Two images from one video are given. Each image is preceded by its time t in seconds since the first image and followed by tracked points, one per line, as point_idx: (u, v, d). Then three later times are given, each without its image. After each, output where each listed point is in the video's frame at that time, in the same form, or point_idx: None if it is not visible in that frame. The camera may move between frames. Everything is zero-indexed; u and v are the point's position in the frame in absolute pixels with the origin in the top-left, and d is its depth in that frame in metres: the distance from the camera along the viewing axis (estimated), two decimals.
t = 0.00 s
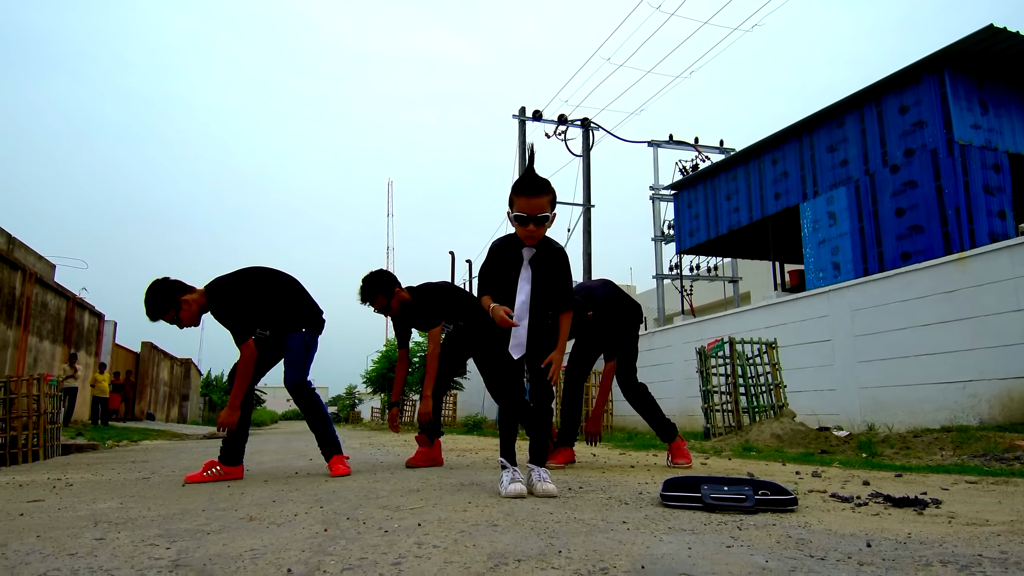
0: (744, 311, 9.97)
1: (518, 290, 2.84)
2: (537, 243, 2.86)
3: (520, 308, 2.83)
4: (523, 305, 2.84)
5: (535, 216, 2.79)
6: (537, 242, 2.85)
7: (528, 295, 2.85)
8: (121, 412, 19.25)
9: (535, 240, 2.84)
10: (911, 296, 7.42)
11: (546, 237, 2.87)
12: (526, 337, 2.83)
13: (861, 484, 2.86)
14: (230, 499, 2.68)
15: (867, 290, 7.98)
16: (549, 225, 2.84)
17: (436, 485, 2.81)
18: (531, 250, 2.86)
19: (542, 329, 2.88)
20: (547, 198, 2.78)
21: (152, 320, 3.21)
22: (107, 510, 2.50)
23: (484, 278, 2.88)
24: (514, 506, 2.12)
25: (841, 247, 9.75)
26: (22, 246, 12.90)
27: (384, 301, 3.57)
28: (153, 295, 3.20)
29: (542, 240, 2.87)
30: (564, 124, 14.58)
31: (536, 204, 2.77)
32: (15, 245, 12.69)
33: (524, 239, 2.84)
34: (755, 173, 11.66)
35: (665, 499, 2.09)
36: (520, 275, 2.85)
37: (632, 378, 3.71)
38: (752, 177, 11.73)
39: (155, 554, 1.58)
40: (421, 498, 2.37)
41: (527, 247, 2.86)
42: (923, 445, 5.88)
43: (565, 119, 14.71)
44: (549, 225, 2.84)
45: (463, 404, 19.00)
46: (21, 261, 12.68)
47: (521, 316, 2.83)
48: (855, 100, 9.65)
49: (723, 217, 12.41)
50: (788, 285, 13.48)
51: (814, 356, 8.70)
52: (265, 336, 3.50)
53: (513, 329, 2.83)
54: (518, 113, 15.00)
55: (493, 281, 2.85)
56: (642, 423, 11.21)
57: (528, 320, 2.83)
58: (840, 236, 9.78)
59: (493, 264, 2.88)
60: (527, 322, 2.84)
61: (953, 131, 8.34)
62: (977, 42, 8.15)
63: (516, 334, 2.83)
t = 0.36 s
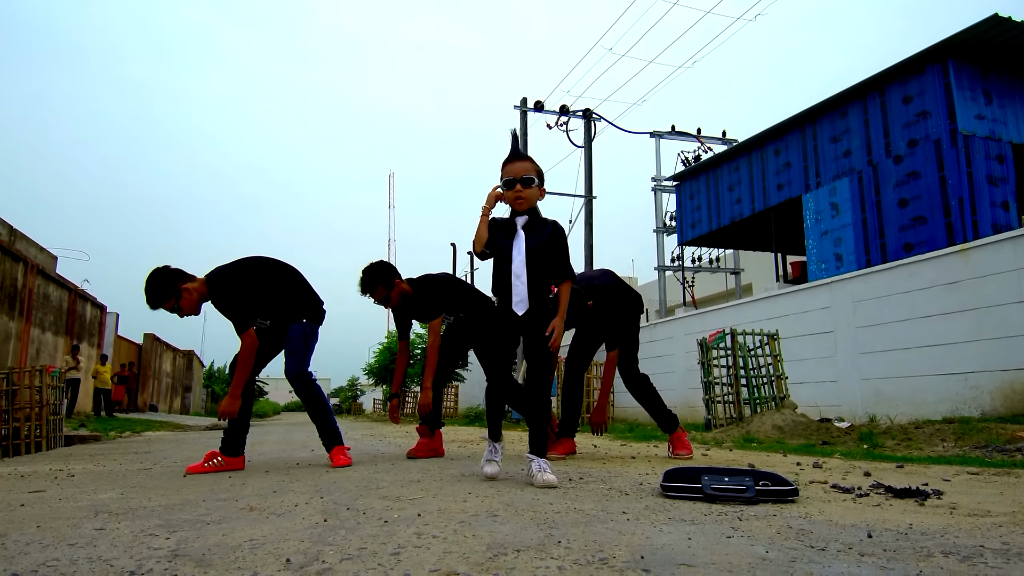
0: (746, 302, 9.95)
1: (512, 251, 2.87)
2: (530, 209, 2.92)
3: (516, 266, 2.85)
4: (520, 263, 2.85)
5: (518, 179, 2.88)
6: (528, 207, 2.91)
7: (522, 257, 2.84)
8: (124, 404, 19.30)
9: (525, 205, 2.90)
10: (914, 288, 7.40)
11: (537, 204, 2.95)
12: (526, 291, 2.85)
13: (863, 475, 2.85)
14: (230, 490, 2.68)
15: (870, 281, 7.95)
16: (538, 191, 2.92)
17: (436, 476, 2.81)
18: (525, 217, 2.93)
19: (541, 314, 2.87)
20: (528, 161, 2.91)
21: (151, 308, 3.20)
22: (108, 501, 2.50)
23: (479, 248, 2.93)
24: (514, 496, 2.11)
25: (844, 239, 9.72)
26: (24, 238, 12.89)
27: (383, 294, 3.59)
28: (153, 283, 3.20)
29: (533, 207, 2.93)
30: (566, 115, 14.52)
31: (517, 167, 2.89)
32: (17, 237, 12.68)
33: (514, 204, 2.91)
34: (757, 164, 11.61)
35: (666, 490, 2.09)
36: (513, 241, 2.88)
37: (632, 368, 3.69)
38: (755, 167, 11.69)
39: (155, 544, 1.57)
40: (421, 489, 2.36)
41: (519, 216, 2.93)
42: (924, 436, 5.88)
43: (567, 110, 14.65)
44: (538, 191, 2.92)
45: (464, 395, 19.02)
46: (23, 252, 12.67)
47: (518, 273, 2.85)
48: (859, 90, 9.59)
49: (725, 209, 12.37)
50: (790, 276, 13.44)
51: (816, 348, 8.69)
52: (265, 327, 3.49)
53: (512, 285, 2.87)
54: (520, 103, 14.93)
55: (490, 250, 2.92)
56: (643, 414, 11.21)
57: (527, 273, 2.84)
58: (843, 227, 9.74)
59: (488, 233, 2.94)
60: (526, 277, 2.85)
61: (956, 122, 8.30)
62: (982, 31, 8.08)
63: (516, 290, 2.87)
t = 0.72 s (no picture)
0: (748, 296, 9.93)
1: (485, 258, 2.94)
2: (501, 214, 3.05)
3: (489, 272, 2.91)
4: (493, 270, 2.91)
5: (487, 187, 3.03)
6: (499, 212, 3.04)
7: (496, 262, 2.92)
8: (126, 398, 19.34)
9: (495, 211, 3.04)
10: (917, 282, 7.37)
11: (508, 209, 3.07)
12: (501, 296, 2.87)
13: (865, 472, 2.83)
14: (231, 487, 2.67)
15: (873, 276, 7.93)
16: (507, 197, 3.06)
17: (438, 472, 2.80)
18: (496, 223, 3.04)
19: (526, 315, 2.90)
20: (497, 170, 3.05)
21: (155, 300, 3.19)
22: (109, 498, 2.49)
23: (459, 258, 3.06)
24: (515, 494, 2.10)
25: (846, 233, 9.68)
26: (25, 232, 12.89)
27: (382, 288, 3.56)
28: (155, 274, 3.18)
29: (504, 212, 3.06)
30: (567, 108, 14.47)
31: (485, 177, 3.04)
32: (18, 231, 12.67)
33: (484, 211, 3.05)
34: (760, 157, 11.56)
35: (668, 488, 2.08)
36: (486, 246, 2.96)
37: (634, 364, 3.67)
38: (757, 161, 11.64)
39: (155, 543, 1.57)
40: (422, 486, 2.35)
41: (491, 222, 3.05)
42: (926, 431, 5.86)
43: (568, 103, 14.60)
44: (507, 198, 3.06)
45: (466, 389, 19.04)
46: (24, 247, 12.65)
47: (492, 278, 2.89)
48: (862, 84, 9.54)
49: (727, 203, 12.34)
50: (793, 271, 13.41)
51: (818, 342, 8.67)
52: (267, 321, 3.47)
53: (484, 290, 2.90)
54: (522, 97, 14.88)
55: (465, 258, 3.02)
56: (645, 408, 11.20)
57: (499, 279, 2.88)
58: (846, 221, 9.71)
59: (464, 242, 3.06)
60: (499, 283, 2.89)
61: (960, 115, 8.25)
62: (986, 24, 8.02)
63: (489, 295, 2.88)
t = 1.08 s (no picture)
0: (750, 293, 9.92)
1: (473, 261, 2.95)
2: (493, 218, 3.05)
3: (474, 276, 2.93)
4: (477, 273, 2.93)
5: (482, 190, 3.03)
6: (491, 216, 3.04)
7: (482, 265, 2.93)
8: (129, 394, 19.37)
9: (487, 214, 3.04)
10: (919, 279, 7.36)
11: (501, 212, 3.07)
12: (477, 299, 2.90)
13: (867, 471, 2.82)
14: (234, 485, 2.67)
15: (875, 273, 7.91)
16: (501, 202, 3.06)
17: (440, 471, 2.80)
18: (489, 225, 3.04)
19: (519, 313, 2.94)
20: (494, 176, 3.07)
21: (157, 299, 3.21)
22: (112, 496, 2.50)
23: (456, 254, 3.14)
24: (517, 494, 2.10)
25: (849, 230, 9.67)
26: (27, 230, 12.90)
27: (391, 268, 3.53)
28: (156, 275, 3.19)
29: (496, 216, 3.06)
30: (569, 105, 14.46)
31: (481, 181, 3.06)
32: (20, 228, 12.69)
33: (477, 214, 3.05)
34: (762, 155, 11.54)
35: (671, 487, 2.08)
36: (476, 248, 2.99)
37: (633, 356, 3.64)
38: (759, 158, 11.63)
39: (158, 544, 1.57)
40: (425, 486, 2.35)
41: (484, 225, 3.05)
42: (928, 429, 5.86)
43: (570, 100, 14.58)
44: (500, 202, 3.06)
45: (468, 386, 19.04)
46: (26, 244, 12.67)
47: (472, 280, 2.93)
48: (865, 80, 9.51)
49: (729, 200, 12.34)
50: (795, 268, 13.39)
51: (820, 339, 8.66)
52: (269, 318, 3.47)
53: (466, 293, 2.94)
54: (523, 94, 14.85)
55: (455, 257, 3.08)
56: (647, 405, 11.20)
57: (479, 285, 2.91)
58: (848, 218, 9.69)
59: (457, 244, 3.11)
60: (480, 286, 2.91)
61: (963, 112, 8.22)
62: (990, 21, 8.00)
63: (468, 297, 2.93)
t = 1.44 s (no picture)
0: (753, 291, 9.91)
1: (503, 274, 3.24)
2: (520, 233, 3.35)
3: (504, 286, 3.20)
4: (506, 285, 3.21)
5: (514, 208, 3.29)
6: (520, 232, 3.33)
7: (511, 279, 3.23)
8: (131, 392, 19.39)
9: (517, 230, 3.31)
10: (922, 277, 7.35)
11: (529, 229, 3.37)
12: (507, 308, 3.16)
13: (872, 470, 2.82)
14: (239, 484, 2.68)
15: (878, 271, 7.90)
16: (530, 219, 3.34)
17: (445, 469, 2.80)
18: (516, 240, 3.34)
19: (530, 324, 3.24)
20: (524, 194, 3.33)
21: (159, 269, 3.20)
22: (118, 495, 2.50)
23: (479, 260, 3.42)
24: (523, 493, 2.10)
25: (851, 228, 9.65)
26: (29, 227, 12.90)
27: (446, 189, 3.70)
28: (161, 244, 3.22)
29: (524, 232, 3.36)
30: (571, 103, 14.44)
31: (513, 198, 3.31)
32: (22, 226, 12.70)
33: (508, 228, 3.32)
34: (764, 152, 11.52)
35: (676, 487, 2.08)
36: (505, 260, 3.28)
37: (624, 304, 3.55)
38: (761, 156, 11.61)
39: (167, 543, 1.57)
40: (430, 484, 2.36)
41: (512, 239, 3.35)
42: (931, 427, 5.86)
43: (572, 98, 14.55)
44: (530, 219, 3.34)
45: (470, 383, 19.03)
46: (28, 242, 12.69)
47: (500, 289, 3.21)
48: (868, 78, 9.49)
49: (731, 197, 12.33)
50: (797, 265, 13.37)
51: (823, 337, 8.65)
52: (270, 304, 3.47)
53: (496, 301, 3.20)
54: (525, 91, 14.81)
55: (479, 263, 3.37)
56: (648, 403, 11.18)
57: (508, 294, 3.18)
58: (851, 216, 9.68)
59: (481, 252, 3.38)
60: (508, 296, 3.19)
61: (967, 110, 8.20)
62: (993, 18, 7.97)
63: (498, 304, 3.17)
